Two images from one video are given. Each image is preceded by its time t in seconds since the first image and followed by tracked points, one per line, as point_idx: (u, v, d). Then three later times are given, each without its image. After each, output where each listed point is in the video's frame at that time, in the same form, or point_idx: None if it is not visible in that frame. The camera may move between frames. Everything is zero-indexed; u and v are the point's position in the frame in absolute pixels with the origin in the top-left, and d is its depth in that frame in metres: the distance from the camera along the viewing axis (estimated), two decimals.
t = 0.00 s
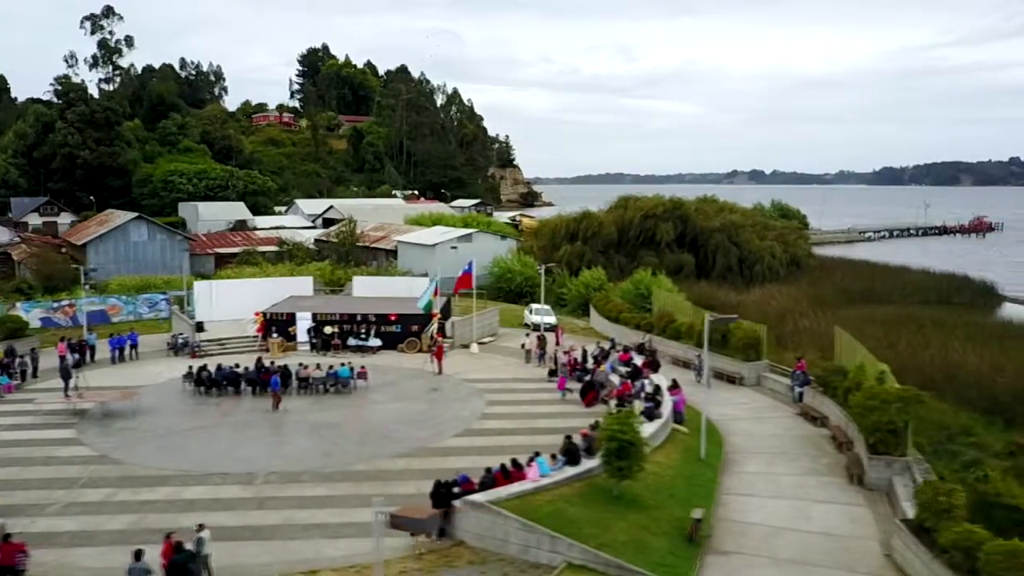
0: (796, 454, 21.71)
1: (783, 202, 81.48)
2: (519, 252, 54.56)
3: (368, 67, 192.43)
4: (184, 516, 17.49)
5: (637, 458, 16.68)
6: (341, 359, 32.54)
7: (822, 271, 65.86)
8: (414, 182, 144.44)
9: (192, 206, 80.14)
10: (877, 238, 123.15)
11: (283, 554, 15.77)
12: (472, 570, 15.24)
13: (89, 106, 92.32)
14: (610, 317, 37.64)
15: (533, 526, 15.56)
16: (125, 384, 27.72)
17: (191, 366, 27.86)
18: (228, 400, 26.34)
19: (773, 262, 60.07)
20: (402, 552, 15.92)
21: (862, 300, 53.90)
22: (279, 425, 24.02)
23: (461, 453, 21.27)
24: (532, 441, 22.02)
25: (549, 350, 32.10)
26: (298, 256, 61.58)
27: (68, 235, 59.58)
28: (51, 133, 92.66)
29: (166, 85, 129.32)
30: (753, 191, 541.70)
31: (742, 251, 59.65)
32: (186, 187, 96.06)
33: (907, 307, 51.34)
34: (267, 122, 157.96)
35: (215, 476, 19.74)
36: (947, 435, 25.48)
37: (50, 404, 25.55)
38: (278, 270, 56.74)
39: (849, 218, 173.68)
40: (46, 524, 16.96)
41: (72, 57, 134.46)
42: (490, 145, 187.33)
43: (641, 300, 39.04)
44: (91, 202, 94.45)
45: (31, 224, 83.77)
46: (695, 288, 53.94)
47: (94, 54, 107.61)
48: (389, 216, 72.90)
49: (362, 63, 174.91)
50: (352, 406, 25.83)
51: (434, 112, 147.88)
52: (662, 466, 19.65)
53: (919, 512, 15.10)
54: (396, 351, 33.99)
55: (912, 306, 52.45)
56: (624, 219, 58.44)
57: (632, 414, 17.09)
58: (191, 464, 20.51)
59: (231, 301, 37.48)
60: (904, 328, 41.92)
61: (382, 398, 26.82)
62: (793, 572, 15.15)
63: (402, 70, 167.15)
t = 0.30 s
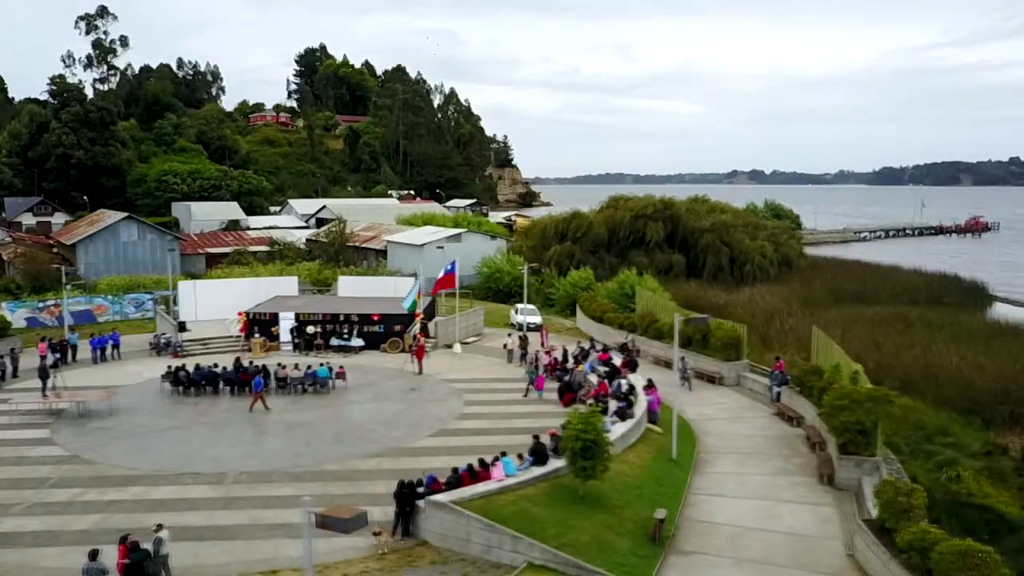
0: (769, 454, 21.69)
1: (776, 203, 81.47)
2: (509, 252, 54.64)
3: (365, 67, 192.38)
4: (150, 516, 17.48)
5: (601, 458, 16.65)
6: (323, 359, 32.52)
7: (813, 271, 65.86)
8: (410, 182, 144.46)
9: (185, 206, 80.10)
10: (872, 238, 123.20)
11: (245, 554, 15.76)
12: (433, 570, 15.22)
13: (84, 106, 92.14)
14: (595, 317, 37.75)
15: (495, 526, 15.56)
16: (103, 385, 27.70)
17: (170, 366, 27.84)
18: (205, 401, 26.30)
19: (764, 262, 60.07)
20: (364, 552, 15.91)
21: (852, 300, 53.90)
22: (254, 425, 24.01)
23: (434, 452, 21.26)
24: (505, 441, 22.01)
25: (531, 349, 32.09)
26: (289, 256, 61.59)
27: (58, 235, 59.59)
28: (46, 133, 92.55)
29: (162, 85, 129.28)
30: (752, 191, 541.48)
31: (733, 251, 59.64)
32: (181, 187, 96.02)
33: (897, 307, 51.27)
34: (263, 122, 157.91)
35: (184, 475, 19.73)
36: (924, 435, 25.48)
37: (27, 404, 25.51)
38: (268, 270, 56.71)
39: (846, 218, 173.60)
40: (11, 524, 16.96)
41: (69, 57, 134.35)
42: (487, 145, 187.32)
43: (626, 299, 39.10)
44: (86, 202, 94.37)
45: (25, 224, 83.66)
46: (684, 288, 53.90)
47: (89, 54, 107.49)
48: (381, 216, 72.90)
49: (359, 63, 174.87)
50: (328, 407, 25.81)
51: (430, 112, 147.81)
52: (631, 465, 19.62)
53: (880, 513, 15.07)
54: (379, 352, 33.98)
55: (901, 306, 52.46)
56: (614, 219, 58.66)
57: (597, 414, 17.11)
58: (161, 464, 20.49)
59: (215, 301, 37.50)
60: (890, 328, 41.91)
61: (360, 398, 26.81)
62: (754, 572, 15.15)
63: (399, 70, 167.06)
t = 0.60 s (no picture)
0: (742, 454, 21.64)
1: (769, 203, 81.41)
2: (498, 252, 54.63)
3: (362, 66, 192.33)
4: (116, 516, 17.46)
5: (566, 459, 16.63)
6: (305, 359, 32.49)
7: (805, 270, 65.80)
8: (407, 182, 144.42)
9: (177, 206, 80.06)
10: (868, 238, 123.16)
11: (208, 554, 15.74)
12: (394, 570, 15.20)
13: (78, 106, 91.86)
14: (580, 317, 37.80)
15: (456, 526, 15.53)
16: (81, 385, 27.67)
17: (148, 366, 27.84)
18: (182, 401, 26.28)
19: (755, 261, 60.04)
20: (327, 552, 15.88)
21: (842, 300, 53.87)
22: (229, 425, 23.98)
23: (405, 452, 21.23)
24: (478, 441, 21.98)
25: (513, 349, 32.07)
26: (280, 255, 61.56)
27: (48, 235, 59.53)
28: (40, 133, 92.38)
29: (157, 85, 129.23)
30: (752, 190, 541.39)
31: (724, 251, 59.59)
32: (175, 187, 95.98)
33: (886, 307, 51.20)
34: (260, 122, 157.83)
35: (154, 476, 19.71)
36: (902, 435, 25.38)
37: (3, 404, 25.50)
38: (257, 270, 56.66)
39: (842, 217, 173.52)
40: None
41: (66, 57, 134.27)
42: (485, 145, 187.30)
43: (611, 299, 39.12)
44: (80, 202, 94.23)
45: (18, 224, 83.54)
46: (674, 288, 53.81)
47: (83, 54, 107.31)
48: (372, 216, 72.87)
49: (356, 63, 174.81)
50: (305, 407, 25.79)
51: (426, 112, 147.72)
52: (601, 464, 19.61)
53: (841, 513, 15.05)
54: (361, 352, 33.97)
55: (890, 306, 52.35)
56: (604, 219, 58.72)
57: (562, 415, 17.11)
58: (131, 464, 20.48)
59: (199, 300, 37.52)
60: (877, 328, 41.81)
61: (337, 398, 26.78)
62: (715, 572, 15.12)
63: (395, 69, 166.92)
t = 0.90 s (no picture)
0: (715, 454, 21.61)
1: (762, 202, 81.36)
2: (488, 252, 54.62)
3: (360, 66, 192.26)
4: (81, 516, 17.44)
5: (530, 459, 16.61)
6: (287, 359, 32.47)
7: (796, 270, 65.74)
8: (403, 181, 144.36)
9: (170, 206, 80.05)
10: (863, 238, 123.07)
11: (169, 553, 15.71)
12: (354, 570, 15.20)
13: (73, 106, 91.48)
14: (564, 317, 37.87)
15: (418, 526, 15.52)
16: (59, 386, 27.63)
17: (127, 366, 27.80)
18: (159, 401, 26.22)
19: (745, 261, 60.03)
20: (288, 552, 15.87)
21: (833, 300, 53.82)
22: (204, 425, 23.95)
23: (376, 452, 21.21)
24: (450, 441, 21.95)
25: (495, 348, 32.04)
26: (271, 255, 61.52)
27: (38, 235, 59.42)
28: (34, 133, 92.19)
29: (153, 85, 129.16)
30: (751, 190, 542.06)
31: (715, 251, 59.59)
32: (169, 187, 95.93)
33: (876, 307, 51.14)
34: (257, 122, 157.77)
35: (124, 476, 19.68)
36: (879, 435, 25.35)
37: None
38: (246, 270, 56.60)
39: (839, 218, 173.35)
40: None
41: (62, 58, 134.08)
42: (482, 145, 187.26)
43: (596, 299, 39.15)
44: (74, 202, 94.08)
45: (12, 224, 83.38)
46: (663, 288, 53.79)
47: (78, 54, 107.20)
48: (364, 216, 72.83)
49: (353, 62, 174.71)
50: (282, 407, 25.76)
51: (423, 112, 147.61)
52: (571, 464, 19.60)
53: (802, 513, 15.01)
54: (343, 352, 33.94)
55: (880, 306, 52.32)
56: (594, 219, 58.68)
57: (527, 414, 17.07)
58: (102, 463, 20.47)
59: (183, 300, 37.56)
60: (864, 328, 41.79)
61: (314, 398, 26.74)
62: (675, 573, 15.11)
63: (392, 69, 166.73)
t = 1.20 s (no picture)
0: (687, 454, 21.60)
1: (756, 203, 81.33)
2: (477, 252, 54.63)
3: (357, 66, 192.14)
4: (47, 516, 17.43)
5: (495, 459, 16.61)
6: (268, 359, 32.44)
7: (787, 270, 65.74)
8: (399, 181, 144.29)
9: (163, 206, 80.01)
10: (859, 238, 123.00)
11: (131, 555, 15.68)
12: (315, 571, 15.19)
13: (68, 105, 90.85)
14: (548, 317, 37.83)
15: (379, 526, 15.51)
16: (38, 386, 27.61)
17: (106, 366, 27.77)
18: (137, 401, 26.21)
19: (735, 262, 60.05)
20: (251, 552, 15.85)
21: (823, 300, 53.78)
22: (180, 424, 23.92)
23: (347, 452, 21.19)
24: (422, 441, 21.94)
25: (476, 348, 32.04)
26: (261, 255, 61.50)
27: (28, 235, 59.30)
28: (28, 133, 92.09)
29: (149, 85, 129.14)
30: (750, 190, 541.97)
31: (705, 251, 59.60)
32: (163, 187, 95.83)
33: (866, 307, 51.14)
34: (253, 122, 157.71)
35: (94, 476, 19.66)
36: (855, 436, 25.34)
37: None
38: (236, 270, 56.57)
39: (835, 217, 173.10)
40: None
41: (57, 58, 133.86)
42: (479, 145, 187.14)
43: (581, 300, 39.16)
44: (69, 202, 93.97)
45: (5, 224, 83.26)
46: (652, 287, 53.80)
47: (72, 54, 107.10)
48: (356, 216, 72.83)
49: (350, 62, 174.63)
50: (259, 408, 25.75)
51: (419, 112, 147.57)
52: (540, 464, 19.60)
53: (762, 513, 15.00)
54: (325, 352, 33.94)
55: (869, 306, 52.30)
56: (585, 219, 58.64)
57: (492, 415, 17.06)
58: (73, 464, 20.45)
59: (168, 300, 37.58)
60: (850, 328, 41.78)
61: (292, 399, 26.73)
62: (635, 573, 15.10)
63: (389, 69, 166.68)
